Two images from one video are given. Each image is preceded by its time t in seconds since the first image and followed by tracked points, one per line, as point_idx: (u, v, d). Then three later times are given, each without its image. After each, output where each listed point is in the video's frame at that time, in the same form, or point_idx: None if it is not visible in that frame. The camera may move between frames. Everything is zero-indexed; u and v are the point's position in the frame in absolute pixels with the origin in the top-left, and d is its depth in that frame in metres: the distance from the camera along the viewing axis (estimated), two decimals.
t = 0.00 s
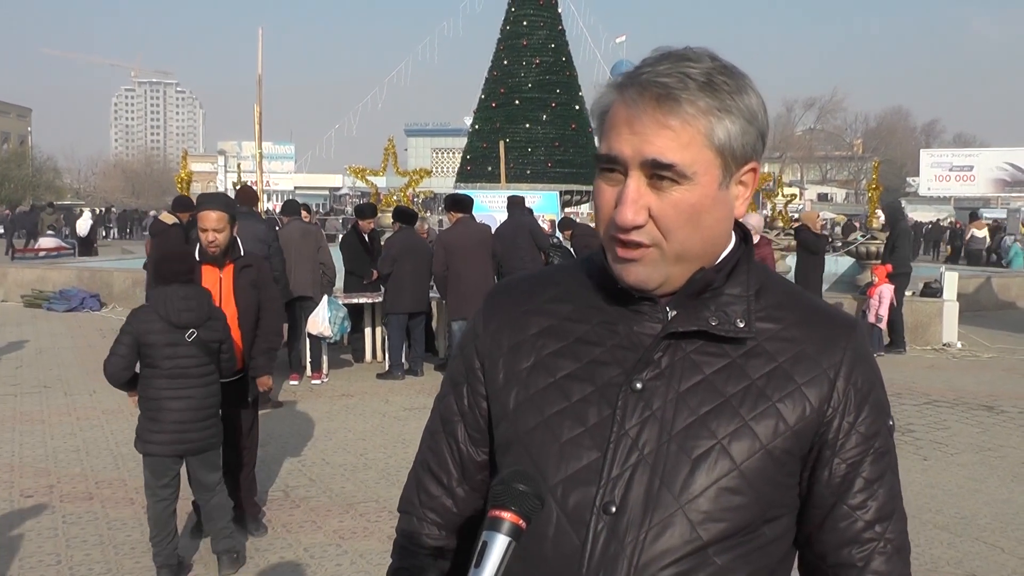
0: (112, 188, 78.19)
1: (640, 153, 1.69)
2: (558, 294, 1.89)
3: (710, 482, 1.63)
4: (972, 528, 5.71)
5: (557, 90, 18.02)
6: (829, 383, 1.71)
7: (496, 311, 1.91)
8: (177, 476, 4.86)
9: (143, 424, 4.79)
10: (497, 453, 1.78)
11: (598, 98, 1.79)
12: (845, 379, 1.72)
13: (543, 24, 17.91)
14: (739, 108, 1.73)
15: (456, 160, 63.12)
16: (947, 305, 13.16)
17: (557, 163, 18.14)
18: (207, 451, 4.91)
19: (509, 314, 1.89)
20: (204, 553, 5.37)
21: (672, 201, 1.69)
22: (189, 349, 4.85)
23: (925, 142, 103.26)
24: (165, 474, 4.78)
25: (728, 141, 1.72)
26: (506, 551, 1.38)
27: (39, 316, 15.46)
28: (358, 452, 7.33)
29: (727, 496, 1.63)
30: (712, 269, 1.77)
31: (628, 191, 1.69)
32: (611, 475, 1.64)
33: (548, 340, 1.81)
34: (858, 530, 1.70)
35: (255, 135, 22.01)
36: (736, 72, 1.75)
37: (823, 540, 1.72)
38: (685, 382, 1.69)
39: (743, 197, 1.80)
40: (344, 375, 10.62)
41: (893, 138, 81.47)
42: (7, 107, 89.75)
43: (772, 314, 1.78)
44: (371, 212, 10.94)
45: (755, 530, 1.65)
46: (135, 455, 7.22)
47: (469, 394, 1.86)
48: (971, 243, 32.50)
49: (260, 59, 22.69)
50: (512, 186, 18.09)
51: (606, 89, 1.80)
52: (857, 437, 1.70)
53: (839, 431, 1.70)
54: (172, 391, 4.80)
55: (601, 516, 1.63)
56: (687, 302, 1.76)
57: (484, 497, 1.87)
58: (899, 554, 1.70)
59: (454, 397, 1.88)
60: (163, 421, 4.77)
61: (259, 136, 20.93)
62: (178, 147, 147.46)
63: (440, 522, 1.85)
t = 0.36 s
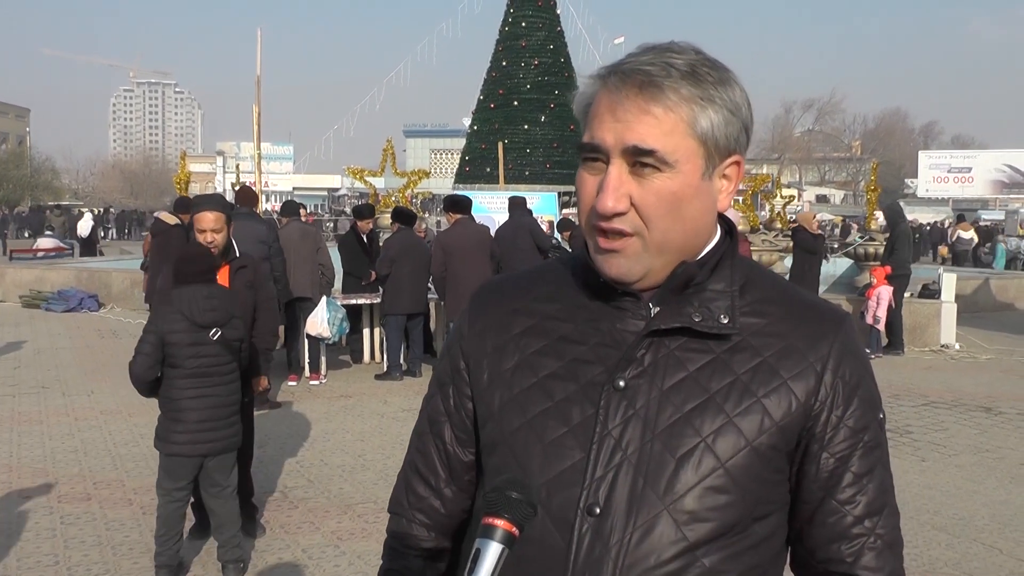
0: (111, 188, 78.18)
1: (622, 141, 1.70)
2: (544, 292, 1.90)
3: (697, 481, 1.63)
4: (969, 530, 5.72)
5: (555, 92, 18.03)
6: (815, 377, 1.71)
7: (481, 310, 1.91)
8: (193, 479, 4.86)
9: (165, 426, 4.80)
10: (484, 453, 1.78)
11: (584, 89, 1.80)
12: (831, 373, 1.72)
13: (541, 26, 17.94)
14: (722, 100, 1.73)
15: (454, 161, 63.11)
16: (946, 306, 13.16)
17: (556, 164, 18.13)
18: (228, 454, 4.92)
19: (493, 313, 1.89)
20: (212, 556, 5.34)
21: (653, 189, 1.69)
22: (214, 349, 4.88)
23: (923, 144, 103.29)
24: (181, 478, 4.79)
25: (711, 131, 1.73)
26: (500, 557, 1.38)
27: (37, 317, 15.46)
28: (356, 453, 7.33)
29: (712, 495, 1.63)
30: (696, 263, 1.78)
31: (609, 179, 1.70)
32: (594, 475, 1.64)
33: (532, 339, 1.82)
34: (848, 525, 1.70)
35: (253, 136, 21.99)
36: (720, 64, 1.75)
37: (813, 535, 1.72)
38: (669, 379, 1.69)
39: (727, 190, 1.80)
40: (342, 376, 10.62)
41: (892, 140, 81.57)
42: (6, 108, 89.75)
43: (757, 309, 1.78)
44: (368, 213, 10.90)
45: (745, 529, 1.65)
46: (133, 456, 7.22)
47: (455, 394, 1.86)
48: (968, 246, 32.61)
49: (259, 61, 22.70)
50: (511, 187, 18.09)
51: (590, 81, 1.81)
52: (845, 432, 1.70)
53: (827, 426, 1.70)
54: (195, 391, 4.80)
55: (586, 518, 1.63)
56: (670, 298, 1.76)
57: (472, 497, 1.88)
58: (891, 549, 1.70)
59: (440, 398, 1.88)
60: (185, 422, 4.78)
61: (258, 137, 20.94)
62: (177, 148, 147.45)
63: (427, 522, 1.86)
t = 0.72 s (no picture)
0: (109, 190, 78.11)
1: (615, 136, 1.70)
2: (535, 290, 1.90)
3: (692, 484, 1.63)
4: (967, 531, 5.72)
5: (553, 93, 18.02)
6: (811, 375, 1.71)
7: (470, 308, 1.91)
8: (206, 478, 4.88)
9: (182, 425, 4.81)
10: (477, 454, 1.78)
11: (576, 83, 1.80)
12: (828, 370, 1.72)
13: (540, 27, 17.94)
14: (717, 94, 1.74)
15: (453, 162, 63.07)
16: (944, 308, 13.16)
17: (554, 166, 18.12)
18: (242, 454, 4.94)
19: (484, 310, 1.89)
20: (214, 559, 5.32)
21: (647, 185, 1.70)
22: (233, 350, 4.91)
23: (921, 146, 103.28)
24: (195, 477, 4.82)
25: (705, 126, 1.73)
26: (501, 558, 1.38)
27: (35, 318, 15.44)
28: (354, 455, 7.32)
29: (708, 499, 1.63)
30: (689, 261, 1.78)
31: (603, 175, 1.70)
32: (589, 479, 1.64)
33: (523, 338, 1.82)
34: (846, 525, 1.70)
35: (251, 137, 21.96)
36: (714, 57, 1.75)
37: (811, 535, 1.72)
38: (662, 380, 1.70)
39: (721, 185, 1.81)
40: (340, 377, 10.61)
41: (890, 141, 81.57)
42: (4, 109, 89.70)
43: (751, 306, 1.78)
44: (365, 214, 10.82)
45: (743, 530, 1.65)
46: (131, 457, 7.22)
47: (446, 394, 1.86)
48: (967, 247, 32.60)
49: (258, 62, 22.69)
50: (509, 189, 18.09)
51: (581, 76, 1.80)
52: (843, 430, 1.71)
53: (824, 425, 1.70)
54: (213, 392, 4.82)
55: (581, 524, 1.63)
56: (663, 297, 1.76)
57: (465, 497, 1.88)
58: (890, 547, 1.70)
59: (431, 397, 1.88)
60: (201, 422, 4.78)
61: (256, 138, 20.92)
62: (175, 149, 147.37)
63: (419, 523, 1.86)
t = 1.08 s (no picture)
0: (108, 191, 78.09)
1: (611, 140, 1.70)
2: (534, 292, 1.89)
3: (694, 489, 1.63)
4: (966, 530, 5.72)
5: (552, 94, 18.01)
6: (814, 377, 1.70)
7: (469, 310, 1.91)
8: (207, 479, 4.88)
9: (184, 426, 4.81)
10: (478, 458, 1.78)
11: (570, 85, 1.79)
12: (831, 372, 1.72)
13: (538, 27, 17.92)
14: (714, 93, 1.73)
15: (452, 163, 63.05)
16: (943, 308, 13.16)
17: (552, 166, 18.11)
18: (243, 455, 4.94)
19: (482, 313, 1.89)
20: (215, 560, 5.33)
21: (645, 189, 1.69)
22: (237, 350, 4.90)
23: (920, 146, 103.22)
24: (196, 479, 4.82)
25: (703, 127, 1.72)
26: (500, 557, 1.38)
27: (34, 319, 15.44)
28: (353, 456, 7.32)
29: (711, 504, 1.63)
30: (689, 263, 1.77)
31: (600, 180, 1.70)
32: (590, 484, 1.64)
33: (523, 342, 1.82)
34: (849, 527, 1.70)
35: (250, 138, 21.94)
36: (710, 56, 1.75)
37: (815, 538, 1.72)
38: (664, 384, 1.69)
39: (721, 185, 1.81)
40: (340, 378, 10.61)
41: (889, 141, 81.60)
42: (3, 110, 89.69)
43: (752, 307, 1.78)
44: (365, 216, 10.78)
45: (746, 535, 1.65)
46: (130, 459, 7.21)
47: (445, 398, 1.86)
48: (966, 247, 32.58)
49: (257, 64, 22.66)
50: (508, 189, 18.08)
51: (575, 77, 1.80)
52: (846, 432, 1.70)
53: (828, 427, 1.70)
54: (216, 392, 4.82)
55: (583, 530, 1.63)
56: (663, 299, 1.75)
57: (466, 501, 1.88)
58: (894, 549, 1.70)
59: (431, 401, 1.88)
60: (203, 423, 4.78)
61: (255, 139, 20.90)
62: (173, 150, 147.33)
63: (421, 528, 1.86)
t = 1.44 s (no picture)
0: (105, 191, 77.94)
1: (605, 154, 1.70)
2: (534, 301, 1.89)
3: (698, 495, 1.63)
4: (965, 532, 5.72)
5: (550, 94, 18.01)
6: (818, 382, 1.70)
7: (469, 321, 1.91)
8: (204, 479, 4.87)
9: (179, 427, 4.81)
10: (481, 467, 1.78)
11: (563, 98, 1.79)
12: (834, 376, 1.71)
13: (536, 28, 17.92)
14: (707, 101, 1.73)
15: (450, 164, 62.99)
16: (941, 309, 13.17)
17: (551, 167, 18.10)
18: (241, 457, 4.92)
19: (482, 323, 1.89)
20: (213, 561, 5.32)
21: (641, 202, 1.68)
22: (233, 352, 4.89)
23: (918, 147, 103.22)
24: (192, 477, 4.81)
25: (697, 137, 1.72)
26: (502, 554, 1.37)
27: (32, 320, 15.42)
28: (351, 456, 7.31)
29: (715, 509, 1.63)
30: (690, 269, 1.77)
31: (596, 195, 1.69)
32: (592, 491, 1.64)
33: (524, 351, 1.81)
34: (855, 533, 1.69)
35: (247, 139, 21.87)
36: (703, 64, 1.75)
37: (821, 543, 1.72)
38: (666, 390, 1.69)
39: (718, 193, 1.80)
40: (338, 379, 10.60)
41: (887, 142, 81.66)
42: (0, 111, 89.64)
43: (754, 313, 1.78)
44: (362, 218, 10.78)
45: (750, 541, 1.65)
46: (128, 460, 7.20)
47: (447, 409, 1.86)
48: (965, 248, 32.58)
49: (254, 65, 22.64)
50: (506, 190, 18.08)
51: (568, 90, 1.80)
52: (850, 436, 1.70)
53: (832, 432, 1.70)
54: (212, 392, 4.82)
55: (586, 537, 1.63)
56: (665, 306, 1.75)
57: (469, 512, 1.87)
58: (900, 554, 1.69)
59: (434, 411, 1.88)
60: (199, 423, 4.77)
61: (253, 140, 20.90)
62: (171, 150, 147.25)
63: (424, 541, 1.86)
